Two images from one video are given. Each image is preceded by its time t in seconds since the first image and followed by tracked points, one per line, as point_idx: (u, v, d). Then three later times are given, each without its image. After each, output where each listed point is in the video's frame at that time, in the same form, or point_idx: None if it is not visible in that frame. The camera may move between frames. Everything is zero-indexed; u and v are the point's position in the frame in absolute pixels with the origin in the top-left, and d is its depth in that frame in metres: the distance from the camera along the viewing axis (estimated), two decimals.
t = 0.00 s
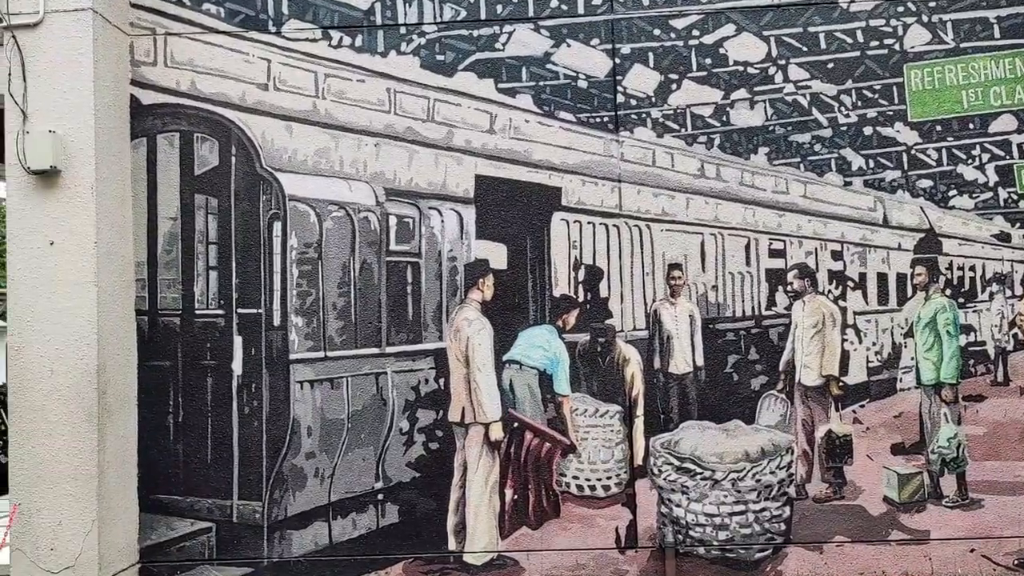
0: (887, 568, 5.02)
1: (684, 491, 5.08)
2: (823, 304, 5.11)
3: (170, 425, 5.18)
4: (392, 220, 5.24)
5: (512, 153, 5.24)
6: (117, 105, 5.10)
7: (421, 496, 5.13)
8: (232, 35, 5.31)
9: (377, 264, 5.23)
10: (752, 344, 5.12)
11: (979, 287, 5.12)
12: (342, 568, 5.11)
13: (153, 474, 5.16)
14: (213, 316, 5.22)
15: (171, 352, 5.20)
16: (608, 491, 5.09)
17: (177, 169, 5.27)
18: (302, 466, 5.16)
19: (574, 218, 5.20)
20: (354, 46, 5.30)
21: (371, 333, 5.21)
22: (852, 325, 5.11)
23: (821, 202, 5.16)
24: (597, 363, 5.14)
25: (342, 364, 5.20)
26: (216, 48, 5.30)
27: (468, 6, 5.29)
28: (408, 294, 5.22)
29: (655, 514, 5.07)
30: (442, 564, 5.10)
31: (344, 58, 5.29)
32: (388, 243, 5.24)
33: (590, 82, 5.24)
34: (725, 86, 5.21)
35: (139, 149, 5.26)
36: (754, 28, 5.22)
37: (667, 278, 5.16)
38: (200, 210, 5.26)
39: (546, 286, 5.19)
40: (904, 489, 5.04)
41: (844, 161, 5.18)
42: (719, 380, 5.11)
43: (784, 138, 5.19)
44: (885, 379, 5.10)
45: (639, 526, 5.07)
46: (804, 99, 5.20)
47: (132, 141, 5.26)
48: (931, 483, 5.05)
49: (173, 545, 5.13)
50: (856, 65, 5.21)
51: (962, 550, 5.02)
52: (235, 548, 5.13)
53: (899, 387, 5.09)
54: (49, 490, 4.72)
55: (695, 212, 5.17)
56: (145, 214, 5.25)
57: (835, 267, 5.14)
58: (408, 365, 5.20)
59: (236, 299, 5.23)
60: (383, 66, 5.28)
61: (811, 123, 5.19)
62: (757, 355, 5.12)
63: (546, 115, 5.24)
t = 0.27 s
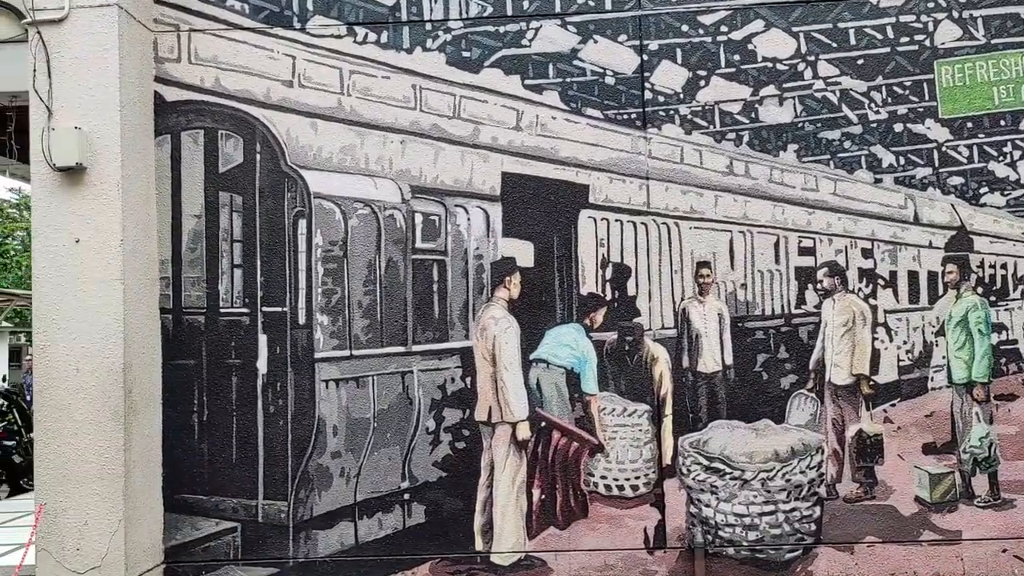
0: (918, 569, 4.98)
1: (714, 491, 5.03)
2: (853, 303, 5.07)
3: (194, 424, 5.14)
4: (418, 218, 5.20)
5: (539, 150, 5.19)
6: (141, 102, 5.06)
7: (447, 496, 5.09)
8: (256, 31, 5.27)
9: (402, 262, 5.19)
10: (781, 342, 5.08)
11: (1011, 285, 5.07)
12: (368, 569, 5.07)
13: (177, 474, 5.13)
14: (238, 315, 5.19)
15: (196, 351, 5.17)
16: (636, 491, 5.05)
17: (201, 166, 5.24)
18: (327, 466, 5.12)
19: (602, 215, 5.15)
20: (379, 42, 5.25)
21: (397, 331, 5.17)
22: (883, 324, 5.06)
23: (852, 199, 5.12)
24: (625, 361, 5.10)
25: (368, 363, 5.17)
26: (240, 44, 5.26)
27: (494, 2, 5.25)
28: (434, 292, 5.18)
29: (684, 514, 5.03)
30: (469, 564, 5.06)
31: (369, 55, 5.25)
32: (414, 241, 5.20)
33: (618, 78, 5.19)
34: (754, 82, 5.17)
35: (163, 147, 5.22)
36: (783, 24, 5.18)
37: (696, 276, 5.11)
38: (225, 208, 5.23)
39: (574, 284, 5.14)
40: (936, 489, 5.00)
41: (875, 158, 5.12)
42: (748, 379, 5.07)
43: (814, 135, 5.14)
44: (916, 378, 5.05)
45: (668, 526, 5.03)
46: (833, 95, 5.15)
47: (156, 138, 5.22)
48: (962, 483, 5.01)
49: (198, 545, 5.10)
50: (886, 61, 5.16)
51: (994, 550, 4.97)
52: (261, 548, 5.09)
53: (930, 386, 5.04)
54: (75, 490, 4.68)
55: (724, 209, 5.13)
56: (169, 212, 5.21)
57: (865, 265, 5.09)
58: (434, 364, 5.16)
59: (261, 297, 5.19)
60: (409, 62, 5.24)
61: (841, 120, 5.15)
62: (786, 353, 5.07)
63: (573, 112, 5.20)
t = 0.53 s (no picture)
0: (950, 569, 4.94)
1: (744, 491, 5.00)
2: (885, 301, 5.03)
3: (220, 423, 5.11)
4: (445, 215, 5.17)
5: (567, 147, 5.15)
6: (167, 99, 5.02)
7: (475, 496, 5.05)
8: (281, 28, 5.23)
9: (429, 260, 5.16)
10: (812, 341, 5.03)
11: None
12: (395, 569, 5.04)
13: (203, 473, 5.09)
14: (264, 313, 5.15)
15: (221, 350, 5.13)
16: (666, 490, 5.01)
17: (227, 164, 5.20)
18: (354, 465, 5.09)
19: (630, 213, 5.11)
20: (405, 39, 5.21)
21: (424, 330, 5.14)
22: (915, 322, 5.02)
23: (883, 197, 5.07)
24: (654, 360, 5.06)
25: (395, 361, 5.13)
26: (266, 41, 5.22)
27: None
28: (461, 291, 5.14)
29: (714, 514, 4.99)
30: (497, 564, 5.02)
31: (396, 51, 5.21)
32: (441, 239, 5.16)
33: (647, 75, 5.15)
34: (784, 79, 5.13)
35: (188, 144, 5.19)
36: (813, 20, 5.13)
37: (726, 274, 5.07)
38: (251, 206, 5.19)
39: (602, 282, 5.10)
40: (968, 489, 4.97)
41: (906, 155, 5.09)
42: (779, 378, 5.03)
43: (844, 132, 5.10)
44: (948, 377, 5.01)
45: (698, 526, 4.99)
46: (864, 92, 5.11)
47: (181, 135, 5.19)
48: (994, 483, 4.98)
49: (224, 545, 5.06)
50: (917, 58, 5.12)
51: None
52: (287, 548, 5.06)
53: (962, 385, 5.00)
54: (103, 489, 4.65)
55: (754, 207, 5.09)
56: (194, 210, 5.18)
57: (897, 263, 5.05)
58: (462, 362, 5.12)
59: (287, 295, 5.16)
60: (436, 59, 5.20)
61: (872, 117, 5.10)
62: (817, 352, 5.02)
63: (601, 108, 5.15)
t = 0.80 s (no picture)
0: (984, 570, 4.90)
1: (776, 490, 4.96)
2: (917, 299, 4.99)
3: (248, 422, 5.08)
4: (473, 213, 5.13)
5: (596, 144, 5.11)
6: (195, 96, 4.99)
7: (505, 496, 5.02)
8: (309, 24, 5.20)
9: (458, 258, 5.12)
10: (844, 339, 4.99)
11: None
12: (424, 569, 5.01)
13: (230, 473, 5.06)
14: (291, 312, 5.13)
15: (249, 348, 5.10)
16: (697, 490, 4.98)
17: (254, 161, 5.17)
18: (383, 464, 5.06)
19: (660, 210, 5.07)
20: (433, 35, 5.18)
21: (453, 328, 5.11)
22: (948, 321, 4.99)
23: (915, 194, 5.03)
24: (685, 359, 5.02)
25: (423, 360, 5.10)
26: (293, 37, 5.19)
27: None
28: (490, 289, 5.10)
29: (746, 514, 4.96)
30: (527, 564, 4.99)
31: (424, 48, 5.18)
32: (469, 237, 5.13)
33: (676, 72, 5.11)
34: (815, 75, 5.09)
35: (215, 141, 5.15)
36: (844, 17, 5.10)
37: (757, 272, 5.03)
38: (278, 204, 5.16)
39: (632, 281, 5.06)
40: (1001, 489, 4.93)
41: (938, 152, 5.05)
42: (810, 377, 4.99)
43: (876, 129, 5.06)
44: (981, 376, 4.97)
45: (729, 526, 4.96)
46: (896, 89, 5.07)
47: (208, 133, 5.15)
48: None
49: (252, 545, 5.03)
50: (949, 54, 5.08)
51: None
52: (316, 548, 5.03)
53: (996, 384, 4.96)
54: (132, 489, 4.61)
55: (785, 205, 5.05)
56: (221, 208, 5.14)
57: (929, 261, 5.01)
58: (490, 361, 5.09)
59: (314, 294, 5.13)
60: (464, 56, 5.17)
61: (904, 114, 5.07)
62: (849, 351, 4.99)
63: (631, 105, 5.12)
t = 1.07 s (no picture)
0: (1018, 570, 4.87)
1: (808, 490, 4.93)
2: (950, 298, 4.96)
3: (276, 421, 5.06)
4: (503, 211, 5.10)
5: (627, 142, 5.08)
6: (224, 94, 4.96)
7: (535, 495, 4.99)
8: (337, 21, 5.17)
9: (487, 256, 5.09)
10: (877, 338, 4.96)
11: None
12: (454, 569, 4.98)
13: (259, 472, 5.04)
14: (320, 310, 5.10)
15: (277, 347, 5.08)
16: (728, 490, 4.94)
17: (282, 159, 5.14)
18: (412, 464, 5.04)
19: (691, 208, 5.04)
20: (462, 32, 5.15)
21: (483, 327, 5.07)
22: (981, 320, 4.95)
23: (948, 192, 5.00)
24: (717, 358, 4.99)
25: (453, 359, 5.07)
26: (321, 34, 5.16)
27: None
28: (519, 287, 5.07)
29: (778, 514, 4.93)
30: (558, 564, 4.96)
31: (453, 45, 5.15)
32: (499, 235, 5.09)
33: (707, 69, 5.08)
34: (847, 72, 5.05)
35: (243, 139, 5.13)
36: (876, 13, 5.06)
37: (789, 270, 5.00)
38: (306, 202, 5.13)
39: (663, 279, 5.03)
40: None
41: (972, 150, 5.02)
42: (843, 376, 4.95)
43: (909, 126, 5.03)
44: (1016, 375, 4.94)
45: (761, 526, 4.92)
46: (929, 86, 5.04)
47: (236, 131, 5.13)
48: None
49: (281, 545, 5.01)
50: (983, 51, 5.04)
51: None
52: (345, 548, 5.01)
53: None
54: (163, 489, 4.59)
55: (817, 203, 5.02)
56: (249, 206, 5.12)
57: (963, 259, 4.98)
58: (520, 360, 5.05)
59: (343, 292, 5.10)
60: (494, 53, 5.14)
61: (937, 111, 5.03)
62: (882, 350, 4.95)
63: (661, 103, 5.08)
